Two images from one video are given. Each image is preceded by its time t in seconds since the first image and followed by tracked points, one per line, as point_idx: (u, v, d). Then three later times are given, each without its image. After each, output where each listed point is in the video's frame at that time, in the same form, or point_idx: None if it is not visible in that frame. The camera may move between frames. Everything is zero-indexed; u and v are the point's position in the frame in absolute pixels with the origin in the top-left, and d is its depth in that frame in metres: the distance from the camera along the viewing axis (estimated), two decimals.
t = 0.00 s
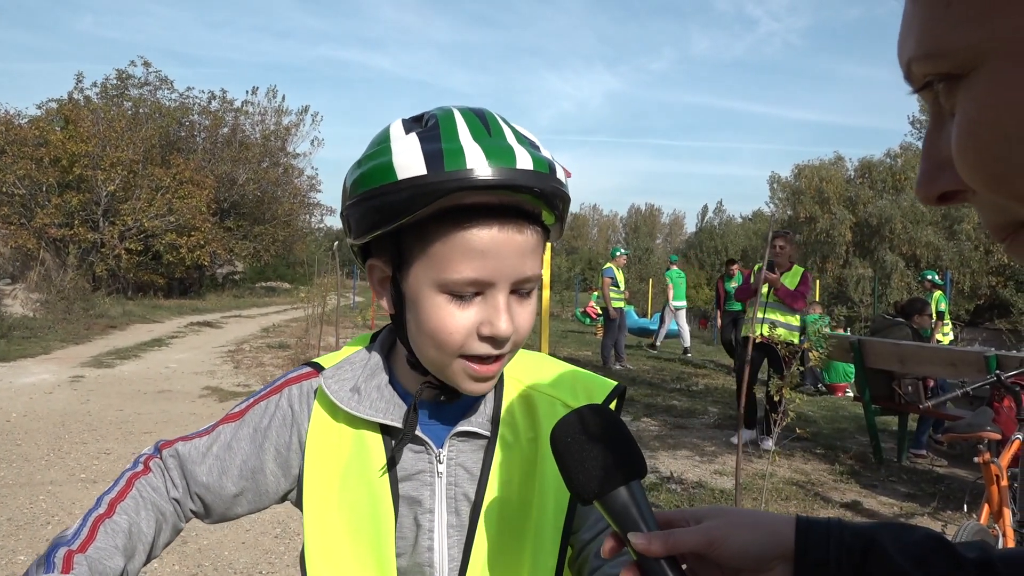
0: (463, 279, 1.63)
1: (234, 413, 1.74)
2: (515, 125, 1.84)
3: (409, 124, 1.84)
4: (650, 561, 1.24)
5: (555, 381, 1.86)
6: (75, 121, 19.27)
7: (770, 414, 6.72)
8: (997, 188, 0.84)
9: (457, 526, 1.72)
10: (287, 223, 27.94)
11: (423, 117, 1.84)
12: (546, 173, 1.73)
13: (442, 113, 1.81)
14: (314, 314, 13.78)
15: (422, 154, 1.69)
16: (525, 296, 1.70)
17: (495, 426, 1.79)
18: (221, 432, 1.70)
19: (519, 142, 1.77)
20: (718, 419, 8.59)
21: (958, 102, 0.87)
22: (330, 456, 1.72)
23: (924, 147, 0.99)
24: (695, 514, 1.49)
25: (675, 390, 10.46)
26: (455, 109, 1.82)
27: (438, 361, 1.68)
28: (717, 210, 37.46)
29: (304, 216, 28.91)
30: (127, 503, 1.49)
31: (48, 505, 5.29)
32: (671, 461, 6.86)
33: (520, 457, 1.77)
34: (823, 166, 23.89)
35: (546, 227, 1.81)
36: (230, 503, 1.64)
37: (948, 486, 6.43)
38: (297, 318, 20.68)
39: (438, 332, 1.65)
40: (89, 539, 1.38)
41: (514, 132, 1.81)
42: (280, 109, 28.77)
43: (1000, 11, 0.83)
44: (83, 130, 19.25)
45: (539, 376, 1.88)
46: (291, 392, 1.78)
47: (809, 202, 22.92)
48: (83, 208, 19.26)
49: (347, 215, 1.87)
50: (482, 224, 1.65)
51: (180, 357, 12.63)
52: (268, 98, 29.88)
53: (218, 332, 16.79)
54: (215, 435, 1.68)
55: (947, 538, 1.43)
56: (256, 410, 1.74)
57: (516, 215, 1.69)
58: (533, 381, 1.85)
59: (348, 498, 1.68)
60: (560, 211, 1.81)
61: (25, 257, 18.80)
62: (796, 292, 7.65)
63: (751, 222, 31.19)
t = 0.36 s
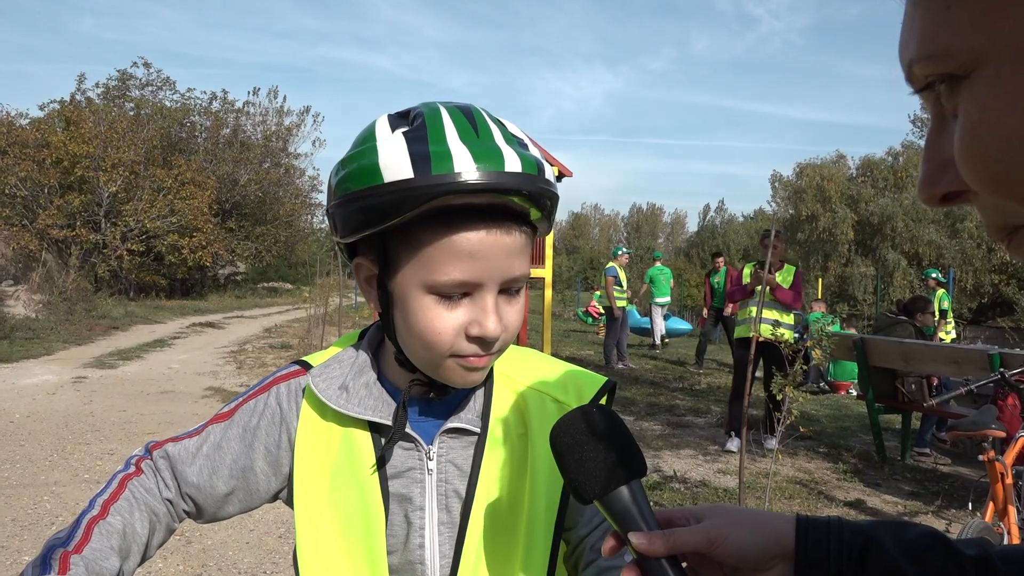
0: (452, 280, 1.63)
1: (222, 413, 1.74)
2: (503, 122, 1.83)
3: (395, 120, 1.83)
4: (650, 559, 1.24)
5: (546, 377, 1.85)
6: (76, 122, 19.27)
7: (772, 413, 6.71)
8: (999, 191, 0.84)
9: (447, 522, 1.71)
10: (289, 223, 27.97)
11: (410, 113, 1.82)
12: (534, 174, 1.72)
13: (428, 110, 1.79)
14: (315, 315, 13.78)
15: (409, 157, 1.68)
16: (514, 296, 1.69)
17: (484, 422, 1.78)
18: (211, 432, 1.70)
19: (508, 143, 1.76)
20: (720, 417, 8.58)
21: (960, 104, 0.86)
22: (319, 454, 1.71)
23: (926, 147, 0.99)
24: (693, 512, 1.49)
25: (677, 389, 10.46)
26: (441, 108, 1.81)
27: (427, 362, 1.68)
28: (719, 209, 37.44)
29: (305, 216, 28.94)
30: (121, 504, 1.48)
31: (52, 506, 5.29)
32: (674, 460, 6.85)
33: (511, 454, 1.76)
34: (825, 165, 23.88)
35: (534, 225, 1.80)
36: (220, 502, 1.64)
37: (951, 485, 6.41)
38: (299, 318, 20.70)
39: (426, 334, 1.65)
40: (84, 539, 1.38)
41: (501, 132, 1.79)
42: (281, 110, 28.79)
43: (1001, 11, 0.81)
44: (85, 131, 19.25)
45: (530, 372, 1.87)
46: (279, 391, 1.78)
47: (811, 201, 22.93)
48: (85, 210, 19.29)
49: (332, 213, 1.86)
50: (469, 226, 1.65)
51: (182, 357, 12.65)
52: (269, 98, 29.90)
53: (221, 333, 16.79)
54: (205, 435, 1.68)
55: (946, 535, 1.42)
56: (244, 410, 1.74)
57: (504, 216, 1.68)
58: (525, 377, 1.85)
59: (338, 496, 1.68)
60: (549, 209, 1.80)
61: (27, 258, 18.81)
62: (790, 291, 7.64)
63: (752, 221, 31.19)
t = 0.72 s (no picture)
0: (470, 280, 1.62)
1: (239, 413, 1.72)
2: (518, 121, 1.80)
3: (408, 121, 1.81)
4: (671, 555, 1.23)
5: (563, 375, 1.84)
6: (89, 123, 19.36)
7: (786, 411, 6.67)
8: None
9: (467, 522, 1.70)
10: (300, 222, 28.04)
11: (423, 114, 1.80)
12: (552, 172, 1.70)
13: (442, 110, 1.77)
14: (326, 314, 13.82)
15: (427, 157, 1.66)
16: (532, 295, 1.68)
17: (502, 422, 1.77)
18: (228, 432, 1.68)
19: (524, 141, 1.74)
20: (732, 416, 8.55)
21: (1000, 96, 0.85)
22: (338, 454, 1.70)
23: (963, 136, 0.96)
24: (715, 509, 1.48)
25: (688, 388, 10.43)
26: (455, 106, 1.79)
27: (446, 363, 1.67)
28: (729, 208, 37.32)
29: (316, 216, 29.01)
30: (139, 504, 1.47)
31: (66, 504, 5.32)
32: (687, 459, 6.83)
33: (530, 452, 1.75)
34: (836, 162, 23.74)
35: (550, 223, 1.78)
36: (237, 503, 1.63)
37: (967, 484, 6.35)
38: (310, 317, 20.76)
39: (446, 334, 1.64)
40: (102, 540, 1.37)
41: (516, 129, 1.78)
42: (291, 109, 28.85)
43: None
44: (97, 132, 19.34)
45: (548, 370, 1.85)
46: (296, 392, 1.76)
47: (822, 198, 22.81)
48: (97, 210, 19.39)
49: (347, 215, 1.85)
50: (488, 225, 1.63)
51: (194, 356, 12.70)
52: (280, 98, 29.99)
53: (233, 331, 16.85)
54: (222, 435, 1.66)
55: (972, 534, 1.39)
56: (262, 409, 1.72)
57: (522, 214, 1.67)
58: (543, 377, 1.84)
59: (357, 497, 1.67)
60: (565, 205, 1.78)
61: (40, 258, 18.95)
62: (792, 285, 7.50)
63: (763, 219, 31.06)
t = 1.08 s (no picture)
0: (502, 272, 1.59)
1: (260, 406, 1.70)
2: (551, 111, 1.75)
3: (439, 109, 1.75)
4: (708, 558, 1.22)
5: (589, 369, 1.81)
6: (106, 120, 19.46)
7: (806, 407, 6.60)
8: None
9: (492, 517, 1.68)
10: (315, 217, 28.10)
11: (454, 102, 1.74)
12: (587, 162, 1.65)
13: (474, 99, 1.72)
14: (342, 308, 13.84)
15: (460, 147, 1.61)
16: (563, 287, 1.65)
17: (529, 417, 1.74)
18: (249, 426, 1.66)
19: (558, 131, 1.68)
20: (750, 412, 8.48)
21: None
22: (361, 448, 1.68)
23: None
24: (755, 514, 1.49)
25: (705, 383, 10.37)
26: (486, 96, 1.73)
27: (476, 356, 1.64)
28: (745, 202, 37.09)
29: (331, 210, 29.09)
30: (159, 501, 1.46)
31: (86, 497, 5.34)
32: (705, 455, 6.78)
33: (556, 448, 1.73)
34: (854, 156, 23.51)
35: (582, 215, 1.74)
36: (259, 497, 1.61)
37: (989, 482, 6.26)
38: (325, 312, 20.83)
39: (476, 326, 1.62)
40: (123, 537, 1.35)
41: (550, 119, 1.72)
42: (307, 105, 28.93)
43: None
44: (114, 128, 19.45)
45: (574, 365, 1.82)
46: (318, 385, 1.74)
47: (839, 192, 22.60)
48: (115, 205, 19.53)
49: (374, 205, 1.81)
50: (521, 217, 1.60)
51: (211, 351, 12.75)
52: (295, 94, 30.06)
53: (249, 326, 16.92)
54: (243, 429, 1.64)
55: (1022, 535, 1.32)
56: (283, 403, 1.70)
57: (555, 205, 1.63)
58: (569, 371, 1.81)
59: (380, 492, 1.64)
60: (598, 197, 1.74)
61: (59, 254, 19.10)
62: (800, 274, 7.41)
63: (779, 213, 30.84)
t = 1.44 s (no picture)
0: (522, 220, 1.54)
1: (267, 371, 1.68)
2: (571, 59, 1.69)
3: (454, 54, 1.69)
4: (741, 533, 1.19)
5: (604, 332, 1.79)
6: (129, 88, 19.49)
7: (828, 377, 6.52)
8: None
9: (509, 482, 1.66)
10: (337, 186, 28.12)
11: (470, 46, 1.68)
12: (609, 104, 1.61)
13: (491, 42, 1.65)
14: (363, 277, 13.87)
15: (480, 86, 1.56)
16: (582, 240, 1.60)
17: (545, 379, 1.72)
18: (254, 392, 1.63)
19: (578, 73, 1.63)
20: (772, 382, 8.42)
21: None
22: (374, 412, 1.65)
23: None
24: (787, 487, 1.44)
25: (727, 353, 10.30)
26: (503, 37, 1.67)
27: (494, 311, 1.60)
28: (768, 172, 36.59)
29: (352, 179, 29.09)
30: (162, 468, 1.44)
31: (112, 462, 5.42)
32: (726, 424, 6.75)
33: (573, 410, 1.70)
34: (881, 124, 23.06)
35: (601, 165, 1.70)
36: (266, 464, 1.60)
37: (1015, 454, 6.17)
38: (347, 281, 20.91)
39: (494, 277, 1.57)
40: (125, 505, 1.34)
41: (569, 63, 1.66)
42: (327, 73, 28.83)
43: None
44: (136, 97, 19.51)
45: (589, 328, 1.80)
46: (327, 348, 1.70)
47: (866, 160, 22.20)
48: (138, 174, 19.65)
49: (386, 158, 1.75)
50: (541, 161, 1.55)
51: (234, 318, 12.86)
52: (316, 62, 29.99)
53: (272, 295, 17.04)
54: (248, 395, 1.62)
55: None
56: (289, 369, 1.67)
57: (576, 149, 1.59)
58: (584, 334, 1.79)
59: (393, 458, 1.62)
60: (619, 144, 1.69)
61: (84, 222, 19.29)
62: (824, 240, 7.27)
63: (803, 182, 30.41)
